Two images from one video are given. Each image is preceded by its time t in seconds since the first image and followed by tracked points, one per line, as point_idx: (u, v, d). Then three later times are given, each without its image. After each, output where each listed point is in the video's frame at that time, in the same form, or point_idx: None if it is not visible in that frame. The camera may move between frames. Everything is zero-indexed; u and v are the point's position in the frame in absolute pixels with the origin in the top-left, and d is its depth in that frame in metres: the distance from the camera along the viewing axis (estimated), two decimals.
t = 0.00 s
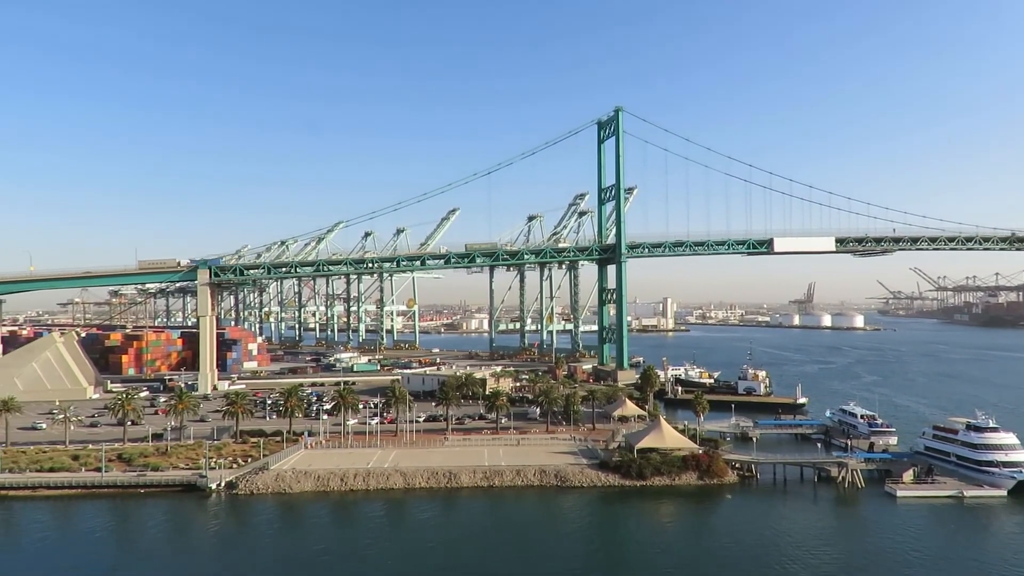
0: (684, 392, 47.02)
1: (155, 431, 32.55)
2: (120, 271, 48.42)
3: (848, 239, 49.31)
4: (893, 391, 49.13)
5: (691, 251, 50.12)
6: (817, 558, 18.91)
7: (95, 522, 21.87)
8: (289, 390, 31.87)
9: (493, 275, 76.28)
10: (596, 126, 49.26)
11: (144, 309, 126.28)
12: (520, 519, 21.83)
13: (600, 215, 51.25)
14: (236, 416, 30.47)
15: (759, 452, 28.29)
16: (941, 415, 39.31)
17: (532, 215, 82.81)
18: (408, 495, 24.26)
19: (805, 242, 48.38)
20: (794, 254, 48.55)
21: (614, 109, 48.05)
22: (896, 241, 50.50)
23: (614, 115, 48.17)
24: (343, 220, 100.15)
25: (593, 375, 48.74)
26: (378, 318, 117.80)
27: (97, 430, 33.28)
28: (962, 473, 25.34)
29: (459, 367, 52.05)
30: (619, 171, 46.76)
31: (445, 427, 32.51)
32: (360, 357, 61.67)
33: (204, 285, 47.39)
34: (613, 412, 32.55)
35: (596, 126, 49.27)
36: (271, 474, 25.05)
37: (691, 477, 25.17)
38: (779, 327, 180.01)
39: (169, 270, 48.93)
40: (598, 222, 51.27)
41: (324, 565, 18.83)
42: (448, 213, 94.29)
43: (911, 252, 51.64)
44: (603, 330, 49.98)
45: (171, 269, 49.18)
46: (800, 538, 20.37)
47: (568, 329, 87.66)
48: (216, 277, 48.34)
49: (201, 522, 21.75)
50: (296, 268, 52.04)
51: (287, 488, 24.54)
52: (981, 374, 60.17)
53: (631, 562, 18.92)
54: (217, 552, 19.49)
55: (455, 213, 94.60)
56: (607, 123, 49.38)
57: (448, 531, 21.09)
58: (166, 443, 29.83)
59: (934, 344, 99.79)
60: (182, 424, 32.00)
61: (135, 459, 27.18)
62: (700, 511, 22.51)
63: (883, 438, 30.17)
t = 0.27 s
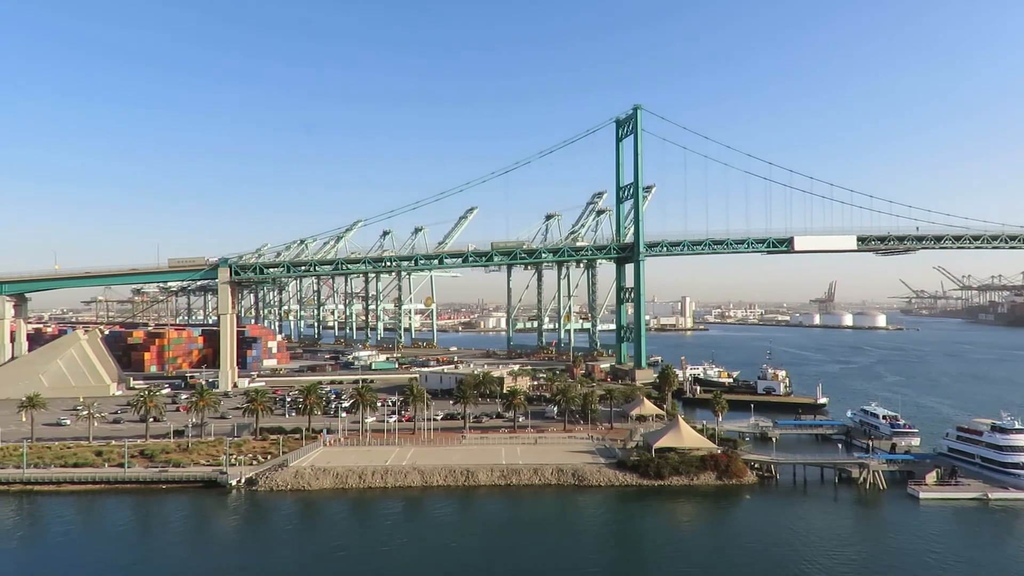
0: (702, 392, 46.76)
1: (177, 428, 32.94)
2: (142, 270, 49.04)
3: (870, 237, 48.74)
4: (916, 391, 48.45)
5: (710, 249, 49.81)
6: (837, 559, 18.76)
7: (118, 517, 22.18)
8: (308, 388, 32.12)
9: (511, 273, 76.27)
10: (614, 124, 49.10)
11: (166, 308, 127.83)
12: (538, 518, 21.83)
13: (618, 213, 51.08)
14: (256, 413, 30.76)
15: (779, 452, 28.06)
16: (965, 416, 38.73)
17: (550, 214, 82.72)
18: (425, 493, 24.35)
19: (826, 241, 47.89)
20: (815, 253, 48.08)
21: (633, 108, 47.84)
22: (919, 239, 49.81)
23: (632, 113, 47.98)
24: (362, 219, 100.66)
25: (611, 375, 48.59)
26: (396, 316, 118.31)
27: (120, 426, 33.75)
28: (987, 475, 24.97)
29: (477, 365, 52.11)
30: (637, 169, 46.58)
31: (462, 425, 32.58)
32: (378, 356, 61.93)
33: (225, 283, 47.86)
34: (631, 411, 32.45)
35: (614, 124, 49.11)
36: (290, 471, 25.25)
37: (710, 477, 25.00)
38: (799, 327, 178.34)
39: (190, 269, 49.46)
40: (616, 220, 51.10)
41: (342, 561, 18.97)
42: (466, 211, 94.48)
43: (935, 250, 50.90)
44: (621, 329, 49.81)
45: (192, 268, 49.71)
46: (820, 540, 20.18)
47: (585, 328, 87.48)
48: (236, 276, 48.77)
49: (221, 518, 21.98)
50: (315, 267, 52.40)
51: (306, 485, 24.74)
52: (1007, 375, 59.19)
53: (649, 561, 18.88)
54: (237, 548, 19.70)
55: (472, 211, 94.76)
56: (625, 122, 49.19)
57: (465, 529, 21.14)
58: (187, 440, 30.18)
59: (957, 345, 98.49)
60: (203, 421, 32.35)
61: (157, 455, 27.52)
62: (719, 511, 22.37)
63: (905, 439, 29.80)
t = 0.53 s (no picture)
0: (723, 393, 46.39)
1: (200, 426, 33.31)
2: (166, 270, 49.67)
3: (895, 237, 48.07)
4: (942, 394, 47.65)
5: (731, 249, 49.42)
6: (859, 562, 18.56)
7: (142, 514, 22.49)
8: (329, 387, 32.34)
9: (530, 274, 76.21)
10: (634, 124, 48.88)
11: (189, 307, 129.38)
12: (557, 518, 21.79)
13: (638, 213, 50.87)
14: (278, 412, 31.01)
15: (802, 455, 27.73)
16: (993, 419, 38.03)
17: (570, 214, 82.55)
18: (445, 492, 24.42)
19: (849, 241, 47.31)
20: (838, 253, 47.52)
21: (653, 107, 47.58)
22: (945, 239, 49.01)
23: (652, 112, 47.73)
24: (382, 219, 101.16)
25: (631, 375, 48.40)
26: (416, 316, 118.78)
27: (144, 424, 34.23)
28: (1015, 480, 24.51)
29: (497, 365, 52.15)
30: (658, 169, 46.33)
31: (482, 425, 32.61)
32: (399, 355, 62.18)
33: (247, 283, 48.34)
34: (651, 412, 32.28)
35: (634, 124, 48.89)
36: (311, 470, 25.43)
37: (731, 479, 24.78)
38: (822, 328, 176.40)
39: (213, 269, 50.00)
40: (636, 220, 50.87)
41: (362, 559, 19.09)
42: (486, 212, 94.62)
43: (961, 250, 50.05)
44: (641, 330, 49.56)
45: (215, 268, 50.25)
46: (845, 543, 19.94)
47: (605, 328, 87.18)
48: (258, 276, 49.20)
49: (243, 516, 22.20)
50: (336, 267, 52.73)
51: (327, 484, 24.90)
52: None
53: (669, 563, 18.78)
54: (258, 545, 19.88)
55: (492, 212, 94.89)
56: (646, 121, 48.95)
57: (484, 528, 21.18)
58: (210, 438, 30.51)
59: (985, 347, 96.81)
60: (226, 419, 32.70)
61: (181, 453, 27.86)
62: (741, 513, 22.18)
63: (931, 442, 29.33)
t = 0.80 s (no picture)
0: (751, 394, 45.88)
1: (229, 424, 33.76)
2: (196, 270, 50.44)
3: (927, 236, 47.18)
4: (976, 397, 46.60)
5: (758, 249, 48.88)
6: (889, 567, 18.27)
7: (173, 511, 22.88)
8: (355, 387, 32.59)
9: (555, 274, 76.08)
10: (659, 123, 48.59)
11: (218, 308, 131.21)
12: (582, 519, 21.74)
13: (664, 213, 50.55)
14: (305, 411, 31.32)
15: (831, 458, 27.32)
16: None
17: (594, 214, 82.28)
18: (470, 492, 24.48)
19: (880, 240, 46.53)
20: (868, 253, 46.76)
21: (679, 106, 47.26)
22: (979, 238, 47.96)
23: (678, 111, 47.40)
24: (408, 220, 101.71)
25: (657, 376, 48.09)
26: (441, 316, 119.20)
27: (175, 422, 34.79)
28: None
29: (522, 365, 52.15)
30: (684, 168, 45.99)
31: (507, 425, 32.62)
32: (424, 355, 62.44)
33: (275, 283, 48.91)
34: (677, 414, 32.03)
35: (659, 123, 48.59)
36: (338, 469, 25.65)
37: (759, 481, 24.49)
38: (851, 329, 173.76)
39: (241, 270, 50.67)
40: (661, 220, 50.55)
41: (388, 557, 19.23)
42: (511, 212, 94.71)
43: (997, 250, 48.93)
44: (666, 330, 49.20)
45: (243, 269, 50.92)
46: (877, 547, 19.62)
47: (630, 328, 86.73)
48: (286, 276, 49.72)
49: (271, 513, 22.47)
50: (362, 267, 53.13)
51: (353, 483, 25.10)
52: None
53: (695, 565, 18.63)
54: (286, 543, 20.12)
55: (517, 212, 94.95)
56: (671, 120, 48.63)
57: (509, 528, 21.22)
58: (239, 436, 30.93)
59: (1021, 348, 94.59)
60: (254, 418, 33.11)
61: (210, 451, 28.28)
62: (769, 516, 21.93)
63: (965, 446, 28.73)
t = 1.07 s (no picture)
0: (781, 397, 45.28)
1: (259, 424, 34.23)
2: (227, 272, 51.20)
3: (964, 235, 46.12)
4: (1015, 400, 45.44)
5: (789, 249, 48.23)
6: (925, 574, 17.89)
7: (205, 508, 23.24)
8: (383, 387, 32.81)
9: (582, 274, 75.84)
10: (688, 122, 48.18)
11: (249, 308, 133.08)
12: (611, 521, 21.61)
13: (693, 213, 50.12)
14: (334, 411, 31.61)
15: (864, 461, 26.83)
16: None
17: (622, 214, 81.85)
18: (497, 492, 24.51)
19: (915, 240, 45.61)
20: (902, 253, 45.87)
21: (707, 105, 46.83)
22: (1019, 238, 46.74)
23: (707, 110, 46.96)
24: (435, 221, 102.21)
25: (685, 378, 47.69)
26: (468, 317, 119.55)
27: (207, 421, 35.37)
28: None
29: (548, 366, 52.09)
30: (713, 168, 45.55)
31: (534, 426, 32.61)
32: (451, 356, 62.67)
33: (304, 284, 49.47)
34: (706, 416, 31.74)
35: (687, 122, 48.18)
36: (366, 468, 25.87)
37: (790, 484, 24.15)
38: (885, 330, 170.76)
39: (271, 271, 51.32)
40: (690, 220, 50.13)
41: (416, 556, 19.34)
42: (538, 212, 94.68)
43: None
44: (695, 331, 48.77)
45: (273, 270, 51.58)
46: (911, 553, 19.25)
47: (658, 329, 86.19)
48: (315, 277, 50.21)
49: (301, 512, 22.71)
50: (390, 268, 53.47)
51: (381, 482, 25.28)
52: None
53: (726, 570, 18.42)
54: (316, 541, 20.35)
55: (544, 212, 94.89)
56: (700, 119, 48.20)
57: (536, 529, 21.18)
58: (269, 435, 31.33)
59: None
60: (284, 418, 33.51)
61: (242, 449, 28.70)
62: (800, 520, 21.63)
63: (1004, 451, 28.03)
